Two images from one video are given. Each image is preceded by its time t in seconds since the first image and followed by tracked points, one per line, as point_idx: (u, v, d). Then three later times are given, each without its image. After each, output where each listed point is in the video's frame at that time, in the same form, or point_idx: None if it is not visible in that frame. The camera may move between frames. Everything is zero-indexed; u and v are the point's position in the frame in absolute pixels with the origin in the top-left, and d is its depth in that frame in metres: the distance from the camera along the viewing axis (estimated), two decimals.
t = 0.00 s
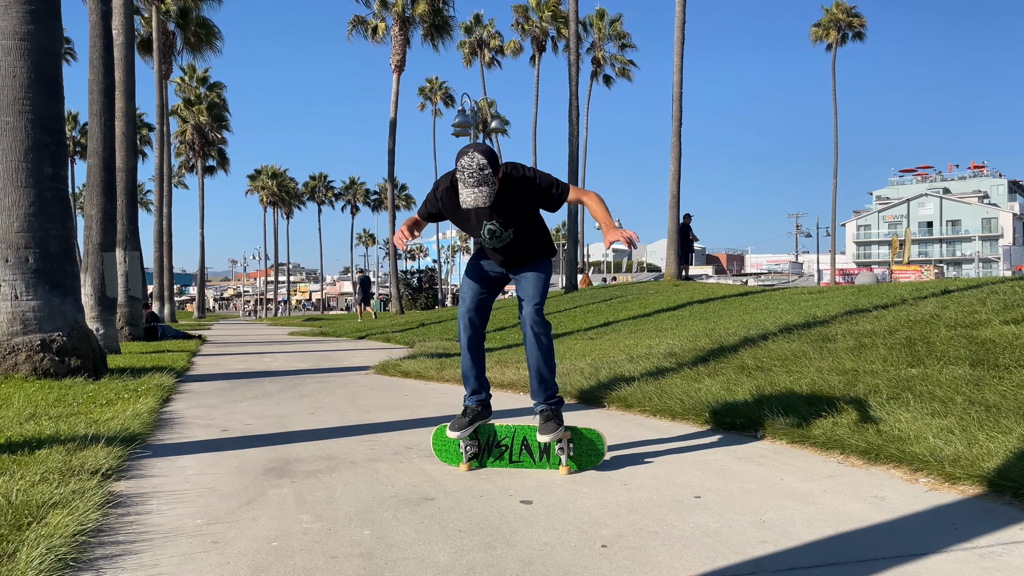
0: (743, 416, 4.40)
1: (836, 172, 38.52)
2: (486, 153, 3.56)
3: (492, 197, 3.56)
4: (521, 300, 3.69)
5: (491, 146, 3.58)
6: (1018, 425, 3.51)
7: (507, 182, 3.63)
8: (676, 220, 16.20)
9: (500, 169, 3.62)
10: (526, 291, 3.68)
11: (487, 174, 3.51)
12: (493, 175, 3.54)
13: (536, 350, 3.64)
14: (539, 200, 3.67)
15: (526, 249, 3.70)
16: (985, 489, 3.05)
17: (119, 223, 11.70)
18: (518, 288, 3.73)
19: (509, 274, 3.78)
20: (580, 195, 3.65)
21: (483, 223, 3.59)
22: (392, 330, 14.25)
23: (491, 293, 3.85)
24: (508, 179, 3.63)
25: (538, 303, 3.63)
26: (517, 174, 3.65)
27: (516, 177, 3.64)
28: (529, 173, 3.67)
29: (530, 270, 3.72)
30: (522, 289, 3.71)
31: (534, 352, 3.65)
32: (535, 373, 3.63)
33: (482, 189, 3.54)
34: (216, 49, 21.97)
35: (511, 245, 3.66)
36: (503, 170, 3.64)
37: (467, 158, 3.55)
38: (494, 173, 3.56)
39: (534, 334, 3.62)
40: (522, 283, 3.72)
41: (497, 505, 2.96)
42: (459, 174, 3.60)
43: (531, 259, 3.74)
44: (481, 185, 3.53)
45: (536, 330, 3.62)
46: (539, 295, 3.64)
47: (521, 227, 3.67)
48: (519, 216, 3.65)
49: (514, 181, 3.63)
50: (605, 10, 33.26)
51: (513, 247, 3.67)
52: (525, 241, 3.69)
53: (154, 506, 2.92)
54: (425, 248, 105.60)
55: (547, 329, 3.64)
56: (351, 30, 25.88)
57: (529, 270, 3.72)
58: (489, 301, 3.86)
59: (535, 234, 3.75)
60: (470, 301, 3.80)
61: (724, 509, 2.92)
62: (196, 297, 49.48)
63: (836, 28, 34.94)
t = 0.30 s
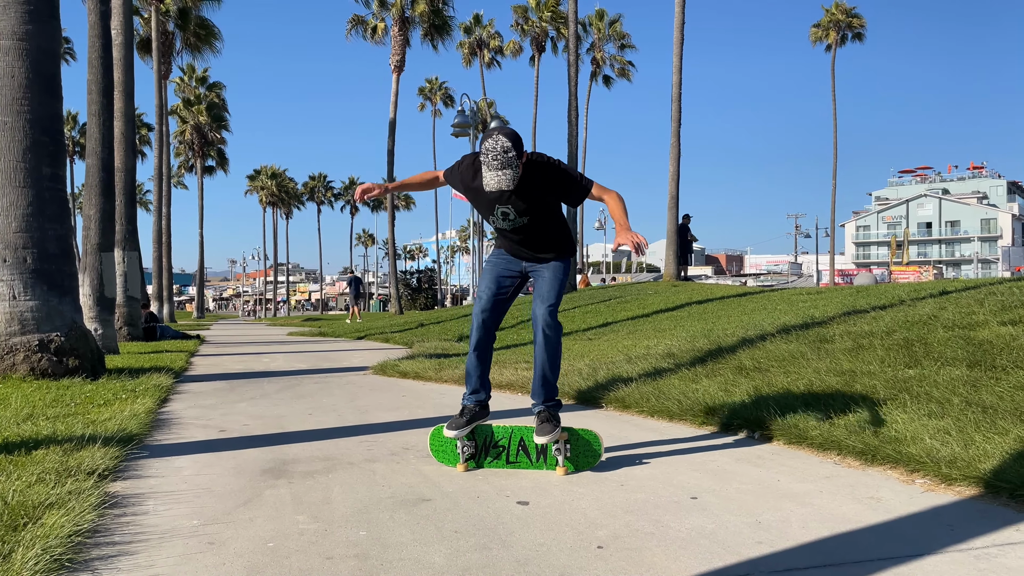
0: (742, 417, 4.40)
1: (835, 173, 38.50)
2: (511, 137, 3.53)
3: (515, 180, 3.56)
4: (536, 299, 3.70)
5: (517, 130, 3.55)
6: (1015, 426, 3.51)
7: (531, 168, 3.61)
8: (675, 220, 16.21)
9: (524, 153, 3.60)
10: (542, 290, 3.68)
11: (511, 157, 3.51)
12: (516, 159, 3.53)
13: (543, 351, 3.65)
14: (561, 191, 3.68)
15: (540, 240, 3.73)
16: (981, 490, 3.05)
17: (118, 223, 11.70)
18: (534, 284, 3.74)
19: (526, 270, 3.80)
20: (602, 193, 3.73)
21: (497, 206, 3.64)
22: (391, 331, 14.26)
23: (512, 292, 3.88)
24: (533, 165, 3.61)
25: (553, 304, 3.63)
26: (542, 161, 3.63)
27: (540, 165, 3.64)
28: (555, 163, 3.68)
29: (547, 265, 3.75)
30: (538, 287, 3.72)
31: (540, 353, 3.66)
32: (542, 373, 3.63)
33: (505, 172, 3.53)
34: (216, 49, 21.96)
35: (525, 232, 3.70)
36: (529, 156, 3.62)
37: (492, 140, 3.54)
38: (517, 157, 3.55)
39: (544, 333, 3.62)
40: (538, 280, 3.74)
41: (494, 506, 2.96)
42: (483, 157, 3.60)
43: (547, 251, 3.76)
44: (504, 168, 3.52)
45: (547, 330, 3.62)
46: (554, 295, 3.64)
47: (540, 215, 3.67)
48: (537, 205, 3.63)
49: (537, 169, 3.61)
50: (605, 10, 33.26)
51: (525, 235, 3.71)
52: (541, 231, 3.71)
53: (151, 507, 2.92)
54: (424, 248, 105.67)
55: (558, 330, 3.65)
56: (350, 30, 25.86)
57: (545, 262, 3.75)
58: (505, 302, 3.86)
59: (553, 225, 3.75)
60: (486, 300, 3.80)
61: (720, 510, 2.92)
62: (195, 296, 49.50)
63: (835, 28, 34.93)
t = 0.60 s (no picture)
0: (739, 419, 4.40)
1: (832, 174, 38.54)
2: (525, 130, 3.47)
3: (529, 175, 3.47)
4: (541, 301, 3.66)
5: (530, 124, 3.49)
6: (1010, 427, 3.52)
7: (546, 164, 3.58)
8: (672, 222, 16.22)
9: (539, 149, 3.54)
10: (547, 293, 3.65)
11: (526, 151, 3.42)
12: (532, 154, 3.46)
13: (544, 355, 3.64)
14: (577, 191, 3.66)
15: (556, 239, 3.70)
16: (976, 492, 3.05)
17: (115, 223, 11.68)
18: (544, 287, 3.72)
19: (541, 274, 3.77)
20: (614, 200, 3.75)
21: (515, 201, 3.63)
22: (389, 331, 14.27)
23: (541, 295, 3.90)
24: (548, 162, 3.59)
25: (556, 309, 3.59)
26: (557, 159, 3.62)
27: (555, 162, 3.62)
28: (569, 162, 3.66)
29: (557, 266, 3.71)
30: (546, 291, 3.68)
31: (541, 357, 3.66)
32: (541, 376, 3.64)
33: (520, 165, 3.43)
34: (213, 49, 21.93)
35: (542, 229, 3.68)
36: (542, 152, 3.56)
37: (506, 134, 3.47)
38: (532, 152, 3.47)
39: (545, 337, 3.61)
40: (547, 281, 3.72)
41: (489, 507, 2.96)
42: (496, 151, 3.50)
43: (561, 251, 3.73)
44: (518, 162, 3.42)
45: (548, 334, 3.60)
46: (557, 298, 3.60)
47: (556, 213, 3.66)
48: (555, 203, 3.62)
49: (552, 166, 3.59)
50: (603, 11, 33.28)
51: (542, 233, 3.69)
52: (557, 228, 3.70)
53: (146, 508, 2.91)
54: (422, 249, 105.69)
55: (560, 334, 3.62)
56: (348, 30, 25.83)
57: (558, 262, 3.71)
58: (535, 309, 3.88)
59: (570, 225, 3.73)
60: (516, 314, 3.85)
61: (716, 511, 2.92)
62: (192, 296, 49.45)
63: (833, 30, 34.97)
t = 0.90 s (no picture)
0: (735, 419, 4.41)
1: (829, 176, 38.55)
2: (520, 132, 3.41)
3: (523, 176, 3.41)
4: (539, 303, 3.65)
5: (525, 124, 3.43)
6: (1006, 429, 3.53)
7: (543, 166, 3.55)
8: (669, 223, 16.24)
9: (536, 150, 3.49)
10: (546, 296, 3.62)
11: (520, 151, 3.36)
12: (527, 156, 3.41)
13: (539, 357, 3.62)
14: (580, 193, 3.63)
15: (562, 243, 3.66)
16: (972, 493, 3.06)
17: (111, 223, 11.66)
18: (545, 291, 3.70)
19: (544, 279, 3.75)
20: (615, 204, 3.72)
21: (522, 203, 3.67)
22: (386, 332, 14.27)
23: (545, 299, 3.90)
24: (545, 164, 3.56)
25: (553, 312, 3.57)
26: (557, 160, 3.59)
27: (555, 164, 3.58)
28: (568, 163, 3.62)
29: (560, 270, 3.67)
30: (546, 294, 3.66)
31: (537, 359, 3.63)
32: (536, 379, 3.62)
33: (513, 167, 3.36)
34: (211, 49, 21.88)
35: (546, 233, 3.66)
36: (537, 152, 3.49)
37: (499, 135, 3.41)
38: (527, 153, 3.42)
39: (540, 341, 3.58)
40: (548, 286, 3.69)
41: (485, 508, 2.96)
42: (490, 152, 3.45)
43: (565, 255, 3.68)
44: (512, 163, 3.36)
45: (543, 338, 3.58)
46: (555, 303, 3.57)
47: (561, 217, 3.65)
48: (558, 205, 3.62)
49: (553, 168, 3.57)
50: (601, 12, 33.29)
51: (547, 237, 3.67)
52: (562, 233, 3.66)
53: (141, 509, 2.90)
54: (419, 250, 105.72)
55: (556, 338, 3.59)
56: (345, 30, 25.83)
57: (561, 267, 3.68)
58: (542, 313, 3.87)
59: (575, 228, 3.69)
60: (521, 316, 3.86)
61: (712, 513, 2.92)
62: (189, 297, 49.40)
63: (831, 32, 35.04)
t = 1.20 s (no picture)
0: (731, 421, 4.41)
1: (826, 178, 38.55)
2: (516, 120, 3.40)
3: (516, 164, 3.41)
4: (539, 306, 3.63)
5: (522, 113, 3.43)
6: (1001, 431, 3.53)
7: (540, 158, 3.54)
8: (667, 224, 16.25)
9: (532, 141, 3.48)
10: (545, 299, 3.61)
11: (513, 139, 3.37)
12: (522, 145, 3.41)
13: (537, 358, 3.61)
14: (578, 189, 3.61)
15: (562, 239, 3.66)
16: (967, 495, 3.07)
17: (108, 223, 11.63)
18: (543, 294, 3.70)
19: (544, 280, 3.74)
20: (609, 204, 3.69)
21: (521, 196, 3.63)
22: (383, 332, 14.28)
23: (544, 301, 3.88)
24: (542, 156, 3.55)
25: (551, 315, 3.56)
26: (555, 153, 3.58)
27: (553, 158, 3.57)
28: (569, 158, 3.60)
29: (560, 271, 3.66)
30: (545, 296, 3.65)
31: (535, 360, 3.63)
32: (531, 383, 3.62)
33: (507, 154, 3.38)
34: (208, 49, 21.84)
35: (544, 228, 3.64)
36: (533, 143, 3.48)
37: (495, 123, 3.42)
38: (523, 142, 3.42)
39: (537, 342, 3.59)
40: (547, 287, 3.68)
41: (482, 510, 2.95)
42: (486, 140, 3.47)
43: (565, 251, 3.68)
44: (505, 150, 3.37)
45: (542, 339, 3.57)
46: (552, 307, 3.57)
47: (558, 212, 3.62)
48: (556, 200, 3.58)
49: (550, 161, 3.56)
50: (599, 14, 33.29)
51: (545, 231, 3.65)
52: (560, 230, 3.65)
53: (137, 510, 2.89)
54: (417, 250, 105.70)
55: (552, 340, 3.59)
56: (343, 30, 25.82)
57: (561, 268, 3.66)
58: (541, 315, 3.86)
59: (575, 225, 3.69)
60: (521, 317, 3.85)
61: (708, 515, 2.92)
62: (185, 297, 49.34)
63: (828, 33, 35.12)
